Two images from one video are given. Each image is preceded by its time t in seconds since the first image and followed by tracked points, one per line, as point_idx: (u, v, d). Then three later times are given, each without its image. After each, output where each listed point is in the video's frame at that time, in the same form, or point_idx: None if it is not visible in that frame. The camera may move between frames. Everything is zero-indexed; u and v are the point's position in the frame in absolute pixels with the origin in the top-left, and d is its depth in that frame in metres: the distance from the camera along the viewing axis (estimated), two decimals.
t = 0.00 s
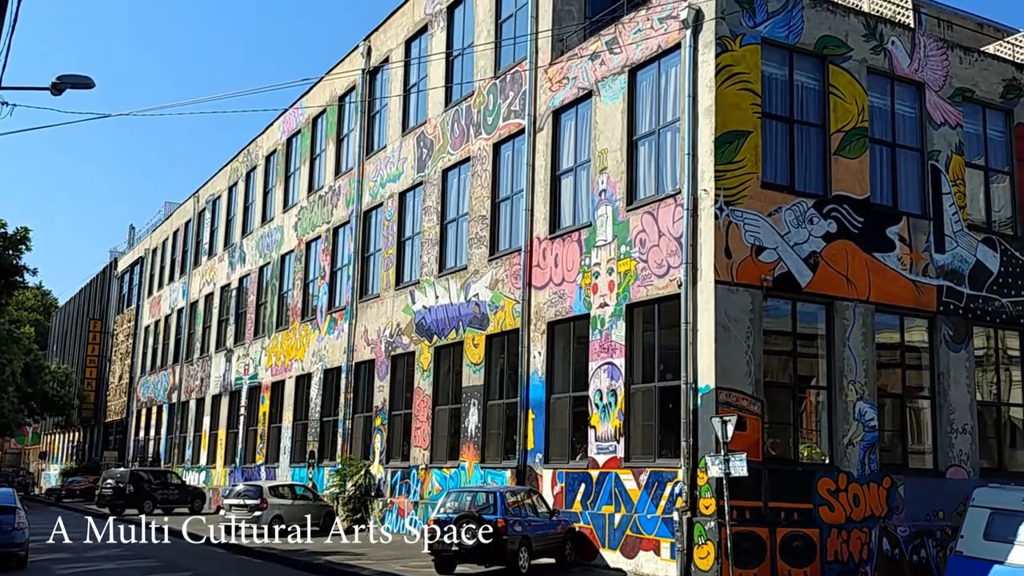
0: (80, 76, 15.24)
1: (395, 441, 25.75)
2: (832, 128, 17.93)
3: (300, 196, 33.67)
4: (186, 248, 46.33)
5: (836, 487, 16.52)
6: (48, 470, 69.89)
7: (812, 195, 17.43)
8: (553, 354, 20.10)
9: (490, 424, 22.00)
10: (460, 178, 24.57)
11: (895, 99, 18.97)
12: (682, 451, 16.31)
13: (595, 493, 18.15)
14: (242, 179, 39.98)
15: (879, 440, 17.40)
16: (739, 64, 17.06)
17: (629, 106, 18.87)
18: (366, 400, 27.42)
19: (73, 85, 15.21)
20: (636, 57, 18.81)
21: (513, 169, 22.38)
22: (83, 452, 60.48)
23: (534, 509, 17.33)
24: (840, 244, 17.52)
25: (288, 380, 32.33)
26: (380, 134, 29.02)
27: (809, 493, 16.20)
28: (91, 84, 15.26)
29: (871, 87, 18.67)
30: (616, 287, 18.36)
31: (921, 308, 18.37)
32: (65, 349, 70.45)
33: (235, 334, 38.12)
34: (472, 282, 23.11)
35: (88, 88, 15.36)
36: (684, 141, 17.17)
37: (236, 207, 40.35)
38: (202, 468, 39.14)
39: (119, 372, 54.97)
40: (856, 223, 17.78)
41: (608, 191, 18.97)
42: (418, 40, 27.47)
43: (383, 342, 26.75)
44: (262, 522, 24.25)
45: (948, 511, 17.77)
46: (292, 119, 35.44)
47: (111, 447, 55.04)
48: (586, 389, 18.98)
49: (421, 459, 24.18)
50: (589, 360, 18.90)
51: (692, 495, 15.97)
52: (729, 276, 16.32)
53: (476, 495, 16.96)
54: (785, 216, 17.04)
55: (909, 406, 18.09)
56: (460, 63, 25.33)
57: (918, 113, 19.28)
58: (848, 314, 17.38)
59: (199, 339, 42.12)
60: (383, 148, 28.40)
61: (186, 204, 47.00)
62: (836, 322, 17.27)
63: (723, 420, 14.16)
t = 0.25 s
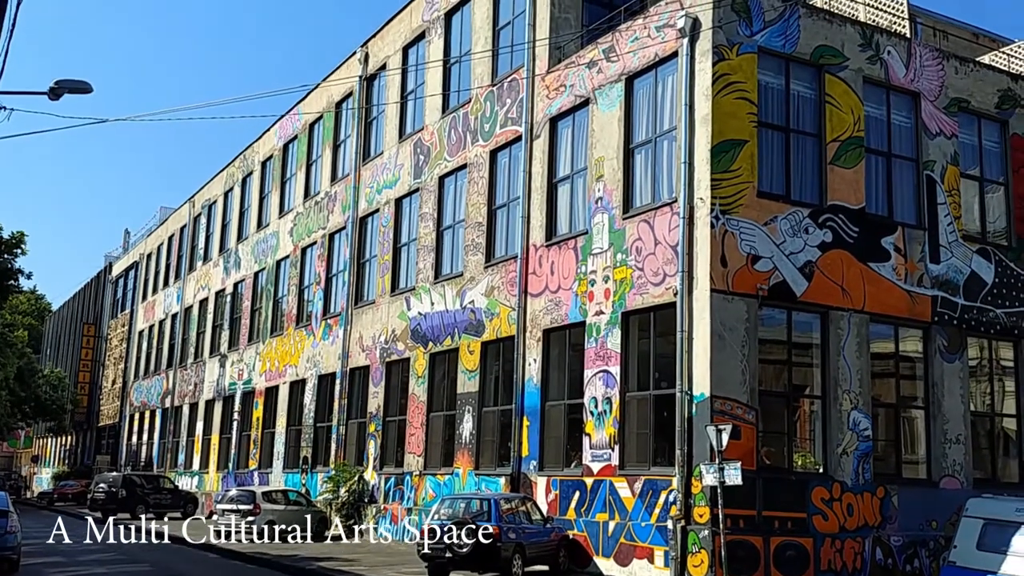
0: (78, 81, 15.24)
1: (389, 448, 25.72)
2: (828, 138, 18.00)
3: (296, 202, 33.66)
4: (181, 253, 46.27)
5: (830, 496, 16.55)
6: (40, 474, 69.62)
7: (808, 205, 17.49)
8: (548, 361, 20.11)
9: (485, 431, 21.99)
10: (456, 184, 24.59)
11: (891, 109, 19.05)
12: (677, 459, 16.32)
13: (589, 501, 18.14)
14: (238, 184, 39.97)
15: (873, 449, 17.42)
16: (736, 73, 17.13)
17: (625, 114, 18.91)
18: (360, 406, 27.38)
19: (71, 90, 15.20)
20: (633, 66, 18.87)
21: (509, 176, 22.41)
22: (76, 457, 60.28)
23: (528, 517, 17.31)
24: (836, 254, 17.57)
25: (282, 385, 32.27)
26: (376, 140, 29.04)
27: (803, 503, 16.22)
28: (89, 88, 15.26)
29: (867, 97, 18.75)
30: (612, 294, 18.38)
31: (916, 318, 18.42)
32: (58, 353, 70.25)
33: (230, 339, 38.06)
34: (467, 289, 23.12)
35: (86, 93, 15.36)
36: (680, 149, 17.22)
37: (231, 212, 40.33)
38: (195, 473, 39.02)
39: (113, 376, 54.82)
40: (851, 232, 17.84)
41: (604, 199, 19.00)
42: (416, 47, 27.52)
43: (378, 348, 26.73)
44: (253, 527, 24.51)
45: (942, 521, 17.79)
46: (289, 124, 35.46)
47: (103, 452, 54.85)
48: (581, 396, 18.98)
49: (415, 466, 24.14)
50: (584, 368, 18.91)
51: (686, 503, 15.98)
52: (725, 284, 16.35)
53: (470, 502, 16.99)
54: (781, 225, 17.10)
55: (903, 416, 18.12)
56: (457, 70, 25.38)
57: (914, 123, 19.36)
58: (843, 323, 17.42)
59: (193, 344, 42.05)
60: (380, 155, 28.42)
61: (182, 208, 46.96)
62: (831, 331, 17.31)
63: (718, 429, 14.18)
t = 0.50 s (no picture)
0: (80, 88, 15.26)
1: (388, 456, 25.66)
2: (830, 149, 18.01)
3: (298, 210, 33.68)
4: (182, 260, 46.28)
5: (830, 507, 16.50)
6: (39, 480, 69.50)
7: (809, 215, 17.48)
8: (548, 370, 20.08)
9: (484, 440, 21.95)
10: (457, 193, 24.60)
11: (893, 120, 19.07)
12: (677, 470, 16.27)
13: (589, 511, 18.08)
14: (240, 192, 40.01)
15: (873, 460, 17.38)
16: (738, 84, 17.15)
17: (627, 124, 18.93)
18: (360, 415, 27.34)
19: (73, 96, 15.23)
20: (635, 76, 18.89)
21: (511, 186, 22.43)
22: (75, 463, 60.19)
23: (527, 527, 17.26)
24: (837, 265, 17.55)
25: (282, 393, 32.24)
26: (378, 148, 29.07)
27: (803, 514, 16.18)
28: (92, 95, 15.28)
29: (869, 108, 18.77)
30: (612, 304, 18.36)
31: (917, 329, 18.40)
32: (59, 359, 70.19)
33: (230, 347, 38.04)
34: (468, 297, 23.11)
35: (88, 100, 15.38)
36: (682, 159, 17.22)
37: (233, 219, 40.35)
38: (194, 480, 38.95)
39: (113, 383, 54.77)
40: (853, 243, 17.83)
41: (606, 208, 19.00)
42: (418, 56, 27.56)
43: (378, 356, 26.70)
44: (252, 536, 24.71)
45: (942, 533, 17.73)
46: (291, 133, 35.50)
47: (103, 459, 54.76)
48: (581, 406, 18.95)
49: (415, 475, 24.08)
50: (585, 377, 18.88)
51: (686, 514, 15.93)
52: (726, 295, 16.34)
53: (469, 511, 16.95)
54: (782, 236, 17.09)
55: (904, 427, 18.09)
56: (460, 80, 25.42)
57: (915, 135, 19.37)
58: (844, 334, 17.40)
59: (193, 351, 42.02)
60: (382, 163, 28.45)
61: (184, 216, 46.98)
62: (832, 342, 17.29)
63: (719, 440, 14.15)
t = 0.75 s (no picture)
0: (87, 96, 15.32)
1: (392, 465, 25.61)
2: (835, 159, 18.01)
3: (303, 218, 33.73)
4: (187, 268, 46.35)
5: (835, 518, 16.43)
6: (43, 488, 69.46)
7: (814, 225, 17.47)
8: (552, 379, 20.06)
9: (488, 449, 21.92)
10: (463, 202, 24.62)
11: (898, 130, 19.06)
12: (681, 479, 16.22)
13: (593, 520, 18.02)
14: (245, 200, 40.08)
15: (878, 471, 17.31)
16: (744, 94, 17.16)
17: (632, 133, 18.94)
18: (363, 423, 27.31)
19: (79, 104, 15.29)
20: (640, 86, 18.92)
21: (515, 194, 22.44)
22: (79, 471, 60.19)
23: (531, 536, 17.21)
24: (842, 275, 17.52)
25: (286, 401, 32.23)
26: (384, 157, 29.12)
27: (807, 524, 16.12)
28: (98, 103, 15.34)
29: (875, 118, 18.76)
30: (617, 313, 18.34)
31: (922, 340, 18.35)
32: (63, 366, 70.25)
33: (234, 354, 38.05)
34: (472, 306, 23.11)
35: (95, 108, 15.44)
36: (687, 169, 17.22)
37: (238, 227, 40.42)
38: (198, 488, 38.92)
39: (117, 390, 54.79)
40: (858, 253, 17.81)
41: (611, 217, 19.00)
42: (424, 65, 27.62)
43: (382, 364, 26.69)
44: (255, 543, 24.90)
45: (947, 544, 17.65)
46: (297, 141, 35.57)
47: (106, 466, 54.75)
48: (586, 415, 18.92)
49: (418, 483, 24.03)
50: (589, 386, 18.85)
51: (691, 524, 15.88)
52: (731, 304, 16.31)
53: (473, 520, 17.12)
54: (787, 245, 17.07)
55: (908, 438, 18.02)
56: (465, 89, 25.47)
57: (921, 145, 19.36)
58: (849, 345, 17.36)
59: (198, 358, 42.05)
60: (387, 172, 28.49)
61: (189, 224, 47.06)
62: (837, 352, 17.25)
63: (724, 449, 14.11)
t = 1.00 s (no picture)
0: (96, 103, 15.40)
1: (398, 472, 25.59)
2: (842, 166, 17.98)
3: (310, 225, 33.78)
4: (194, 275, 46.44)
5: (842, 526, 16.36)
6: (48, 494, 69.52)
7: (821, 233, 17.44)
8: (559, 386, 20.03)
9: (494, 456, 21.89)
10: (469, 209, 24.64)
11: (905, 138, 19.02)
12: (688, 487, 16.17)
13: (599, 528, 17.97)
14: (252, 207, 40.16)
15: (885, 479, 17.24)
16: (750, 101, 17.14)
17: (639, 140, 18.94)
18: (369, 430, 27.30)
19: (88, 111, 15.36)
20: (647, 93, 18.92)
21: (522, 201, 22.45)
22: (85, 477, 60.26)
23: (537, 544, 17.08)
24: (849, 282, 17.48)
25: (292, 408, 32.24)
26: (391, 164, 29.16)
27: (814, 533, 16.05)
28: (106, 110, 15.42)
29: (882, 125, 18.74)
30: (623, 320, 18.32)
31: (929, 347, 18.29)
32: (70, 373, 70.37)
33: (241, 361, 38.09)
34: (479, 313, 23.10)
35: (103, 114, 15.51)
36: (694, 176, 17.21)
37: (245, 234, 40.49)
38: (204, 495, 38.93)
39: (123, 397, 54.87)
40: (865, 261, 17.77)
41: (617, 225, 18.99)
42: (431, 72, 27.68)
43: (388, 371, 26.69)
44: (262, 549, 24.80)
45: (955, 553, 17.55)
46: (304, 148, 35.65)
47: (112, 473, 54.80)
48: (592, 422, 18.88)
49: (424, 491, 24.00)
50: (595, 394, 18.82)
51: (697, 532, 15.82)
52: (737, 311, 16.28)
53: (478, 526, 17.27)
54: (794, 253, 17.04)
55: (916, 446, 17.94)
56: (472, 96, 25.50)
57: (928, 152, 19.32)
58: (856, 352, 17.31)
59: (204, 365, 42.10)
60: (394, 179, 28.53)
61: (196, 230, 47.16)
62: (844, 360, 17.20)
63: (730, 457, 14.06)
